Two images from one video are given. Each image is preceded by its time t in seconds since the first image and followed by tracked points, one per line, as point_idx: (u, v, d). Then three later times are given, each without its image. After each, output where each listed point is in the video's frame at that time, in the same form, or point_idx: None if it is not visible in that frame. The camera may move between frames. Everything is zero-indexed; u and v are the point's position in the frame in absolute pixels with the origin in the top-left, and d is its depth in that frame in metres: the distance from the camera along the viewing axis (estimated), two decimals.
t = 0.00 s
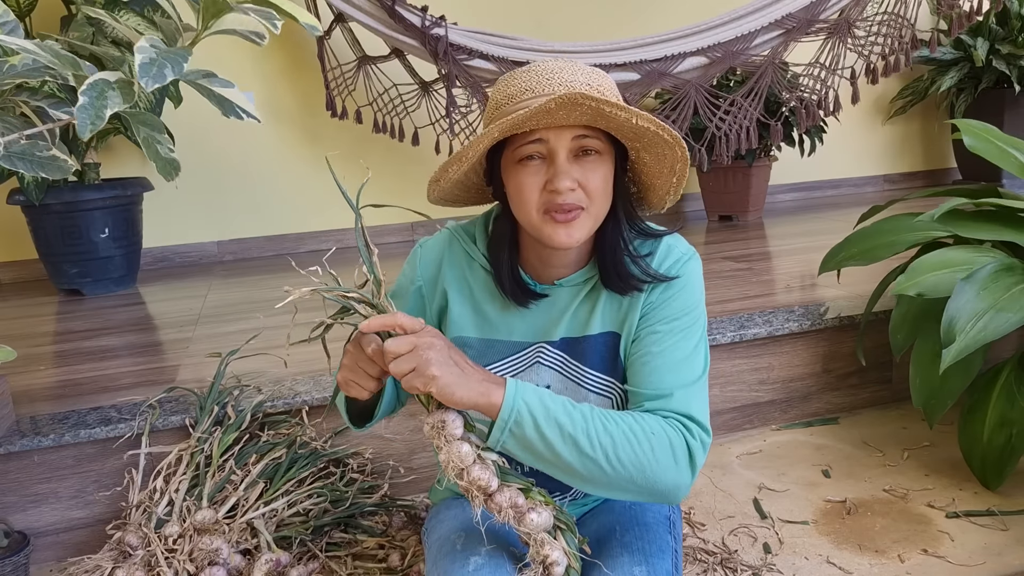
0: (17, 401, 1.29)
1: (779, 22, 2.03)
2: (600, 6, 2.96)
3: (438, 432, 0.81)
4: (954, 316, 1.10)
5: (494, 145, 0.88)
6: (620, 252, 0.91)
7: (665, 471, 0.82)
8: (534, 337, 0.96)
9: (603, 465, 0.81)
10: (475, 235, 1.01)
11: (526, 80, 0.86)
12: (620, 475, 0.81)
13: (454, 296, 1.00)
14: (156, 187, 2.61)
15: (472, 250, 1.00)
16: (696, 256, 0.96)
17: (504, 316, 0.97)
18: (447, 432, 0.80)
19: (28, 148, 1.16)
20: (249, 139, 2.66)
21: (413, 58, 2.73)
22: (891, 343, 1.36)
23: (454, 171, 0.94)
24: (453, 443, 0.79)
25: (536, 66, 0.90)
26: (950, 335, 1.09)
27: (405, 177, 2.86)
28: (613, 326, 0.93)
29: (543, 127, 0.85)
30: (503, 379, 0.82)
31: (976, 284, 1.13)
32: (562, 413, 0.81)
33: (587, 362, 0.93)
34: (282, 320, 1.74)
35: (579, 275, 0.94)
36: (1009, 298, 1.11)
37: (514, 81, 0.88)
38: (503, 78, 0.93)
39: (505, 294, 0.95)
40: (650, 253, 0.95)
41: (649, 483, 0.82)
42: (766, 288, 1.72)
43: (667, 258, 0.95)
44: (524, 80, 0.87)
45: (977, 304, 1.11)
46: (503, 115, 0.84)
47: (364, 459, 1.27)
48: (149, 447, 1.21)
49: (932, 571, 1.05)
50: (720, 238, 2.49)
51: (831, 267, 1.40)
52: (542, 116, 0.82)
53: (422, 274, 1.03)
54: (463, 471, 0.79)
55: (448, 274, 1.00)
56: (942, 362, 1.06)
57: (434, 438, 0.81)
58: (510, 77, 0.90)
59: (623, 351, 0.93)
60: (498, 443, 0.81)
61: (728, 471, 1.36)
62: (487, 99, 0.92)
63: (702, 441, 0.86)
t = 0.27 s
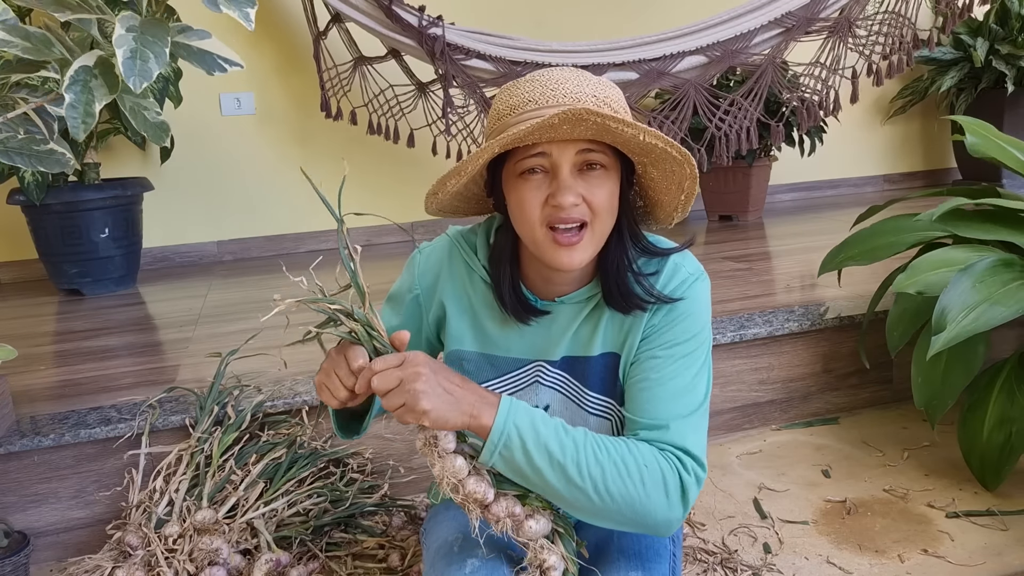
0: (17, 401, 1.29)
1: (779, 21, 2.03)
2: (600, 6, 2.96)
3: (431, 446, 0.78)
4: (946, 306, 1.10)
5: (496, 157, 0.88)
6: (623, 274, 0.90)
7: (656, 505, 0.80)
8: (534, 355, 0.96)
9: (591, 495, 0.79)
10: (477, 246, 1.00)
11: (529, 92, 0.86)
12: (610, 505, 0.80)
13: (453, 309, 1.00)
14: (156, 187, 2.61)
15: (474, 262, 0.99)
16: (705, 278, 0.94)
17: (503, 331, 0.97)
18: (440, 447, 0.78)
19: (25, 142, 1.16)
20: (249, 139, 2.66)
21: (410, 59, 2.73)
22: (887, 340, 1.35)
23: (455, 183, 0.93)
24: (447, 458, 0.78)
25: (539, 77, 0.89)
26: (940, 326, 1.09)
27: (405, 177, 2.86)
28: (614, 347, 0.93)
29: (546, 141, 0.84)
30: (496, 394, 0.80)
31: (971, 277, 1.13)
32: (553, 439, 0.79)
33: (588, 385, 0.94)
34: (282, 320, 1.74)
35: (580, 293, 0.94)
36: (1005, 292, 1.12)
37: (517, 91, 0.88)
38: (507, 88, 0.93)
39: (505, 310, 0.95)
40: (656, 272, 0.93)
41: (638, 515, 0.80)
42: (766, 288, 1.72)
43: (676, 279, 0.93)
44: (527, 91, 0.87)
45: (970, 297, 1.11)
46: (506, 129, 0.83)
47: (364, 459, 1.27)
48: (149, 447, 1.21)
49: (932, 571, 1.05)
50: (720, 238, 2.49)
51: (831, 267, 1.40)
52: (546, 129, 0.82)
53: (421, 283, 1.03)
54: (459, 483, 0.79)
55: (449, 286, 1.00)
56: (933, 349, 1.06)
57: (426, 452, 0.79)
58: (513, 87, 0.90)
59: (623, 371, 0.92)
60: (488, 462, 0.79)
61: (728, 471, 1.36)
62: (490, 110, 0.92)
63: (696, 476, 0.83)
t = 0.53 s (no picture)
0: (18, 401, 1.29)
1: (779, 20, 2.03)
2: (600, 6, 2.96)
3: (426, 455, 0.77)
4: (957, 310, 1.10)
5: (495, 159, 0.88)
6: (624, 277, 0.90)
7: (667, 508, 0.81)
8: (533, 357, 0.96)
9: (609, 494, 0.80)
10: (473, 248, 1.00)
11: (527, 94, 0.86)
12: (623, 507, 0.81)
13: (450, 312, 0.99)
14: (156, 187, 2.61)
15: (471, 264, 0.99)
16: (705, 281, 0.95)
17: (502, 334, 0.97)
18: (435, 456, 0.77)
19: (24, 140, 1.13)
20: (249, 140, 2.66)
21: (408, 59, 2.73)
22: (890, 342, 1.35)
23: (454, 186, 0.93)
24: (443, 466, 0.77)
25: (538, 79, 0.89)
26: (953, 329, 1.09)
27: (406, 177, 2.86)
28: (615, 350, 0.93)
29: (544, 143, 0.84)
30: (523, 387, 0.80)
31: (978, 280, 1.13)
32: (578, 437, 0.79)
33: (590, 388, 0.94)
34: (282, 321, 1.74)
35: (580, 295, 0.93)
36: (1014, 292, 1.12)
37: (515, 94, 0.88)
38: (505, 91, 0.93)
39: (504, 312, 0.95)
40: (654, 275, 0.93)
41: (650, 518, 0.81)
42: (766, 288, 1.72)
43: (676, 284, 0.93)
44: (526, 93, 0.87)
45: (981, 300, 1.11)
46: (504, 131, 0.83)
47: (364, 459, 1.27)
48: (149, 447, 1.21)
49: (932, 571, 1.05)
50: (720, 238, 2.49)
51: (831, 265, 1.39)
52: (544, 131, 0.82)
53: (417, 284, 1.03)
54: (456, 492, 0.78)
55: (445, 289, 1.00)
56: (948, 355, 1.06)
57: (421, 461, 0.78)
58: (511, 89, 0.90)
59: (625, 374, 0.92)
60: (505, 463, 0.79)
61: (728, 471, 1.36)
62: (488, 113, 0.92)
63: (704, 483, 0.84)
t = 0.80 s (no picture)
0: (18, 401, 1.29)
1: (779, 20, 2.03)
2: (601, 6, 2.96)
3: (424, 463, 0.73)
4: (947, 310, 1.10)
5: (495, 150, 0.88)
6: (625, 272, 0.91)
7: (677, 504, 0.82)
8: (537, 352, 0.96)
9: (625, 488, 0.81)
10: (475, 245, 1.00)
11: (528, 86, 0.87)
12: (634, 501, 0.82)
13: (452, 309, 0.99)
14: (156, 187, 2.61)
15: (474, 261, 0.99)
16: (705, 281, 0.95)
17: (504, 330, 0.97)
18: (432, 462, 0.73)
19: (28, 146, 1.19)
20: (249, 140, 2.66)
21: (407, 59, 2.74)
22: (885, 341, 1.35)
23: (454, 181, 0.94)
24: (441, 472, 0.73)
25: (539, 73, 0.90)
26: (941, 328, 1.09)
27: (406, 177, 2.86)
28: (620, 348, 0.93)
29: (544, 133, 0.85)
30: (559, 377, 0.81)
31: (972, 280, 1.13)
32: (606, 431, 0.80)
33: (595, 385, 0.93)
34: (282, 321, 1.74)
35: (582, 290, 0.94)
36: (1005, 294, 1.12)
37: (517, 87, 0.89)
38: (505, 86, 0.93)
39: (507, 306, 0.95)
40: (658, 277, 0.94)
41: (660, 512, 0.83)
42: (766, 289, 1.72)
43: (679, 282, 0.93)
44: (525, 86, 0.88)
45: (972, 300, 1.11)
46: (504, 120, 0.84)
47: (364, 459, 1.27)
48: (149, 447, 1.21)
49: (932, 571, 1.05)
50: (720, 238, 2.49)
51: (831, 267, 1.39)
52: (544, 119, 0.82)
53: (418, 283, 1.02)
54: (455, 497, 0.74)
55: (448, 286, 1.00)
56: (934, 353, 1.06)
57: (419, 467, 0.74)
58: (513, 83, 0.91)
59: (630, 374, 0.93)
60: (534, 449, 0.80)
61: (728, 471, 1.37)
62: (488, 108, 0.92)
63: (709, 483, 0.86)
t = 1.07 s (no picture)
0: (18, 401, 1.29)
1: (778, 20, 2.03)
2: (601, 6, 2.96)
3: (443, 457, 0.72)
4: (954, 311, 1.10)
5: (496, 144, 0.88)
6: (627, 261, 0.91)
7: (680, 488, 0.82)
8: (543, 342, 0.96)
9: (626, 472, 0.81)
10: (480, 238, 1.00)
11: (530, 79, 0.87)
12: (637, 485, 0.82)
13: (459, 300, 0.99)
14: (156, 187, 2.61)
15: (479, 253, 0.99)
16: (706, 274, 0.95)
17: (510, 322, 0.97)
18: (452, 457, 0.72)
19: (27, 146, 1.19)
20: (249, 140, 2.66)
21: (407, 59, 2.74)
22: (891, 343, 1.36)
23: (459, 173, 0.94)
24: (458, 468, 0.72)
25: (541, 66, 0.90)
26: (949, 330, 1.09)
27: (406, 177, 2.86)
28: (625, 337, 0.93)
29: (545, 125, 0.85)
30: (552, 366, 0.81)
31: (976, 281, 1.13)
32: (601, 415, 0.80)
33: (600, 374, 0.93)
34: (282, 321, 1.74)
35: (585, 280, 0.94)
36: (1009, 294, 1.12)
37: (518, 81, 0.89)
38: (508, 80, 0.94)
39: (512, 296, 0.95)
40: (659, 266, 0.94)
41: (664, 497, 0.82)
42: (766, 289, 1.72)
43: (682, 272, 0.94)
44: (525, 80, 0.88)
45: (976, 300, 1.11)
46: (505, 111, 0.84)
47: (364, 459, 1.27)
48: (149, 447, 1.21)
49: (932, 571, 1.05)
50: (720, 238, 2.50)
51: (831, 267, 1.39)
52: (543, 112, 0.82)
53: (424, 278, 1.01)
54: (470, 495, 0.72)
55: (454, 278, 1.00)
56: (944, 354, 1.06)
57: (435, 462, 0.72)
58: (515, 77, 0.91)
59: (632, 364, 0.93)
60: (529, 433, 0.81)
61: (728, 471, 1.37)
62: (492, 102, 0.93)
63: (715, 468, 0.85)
